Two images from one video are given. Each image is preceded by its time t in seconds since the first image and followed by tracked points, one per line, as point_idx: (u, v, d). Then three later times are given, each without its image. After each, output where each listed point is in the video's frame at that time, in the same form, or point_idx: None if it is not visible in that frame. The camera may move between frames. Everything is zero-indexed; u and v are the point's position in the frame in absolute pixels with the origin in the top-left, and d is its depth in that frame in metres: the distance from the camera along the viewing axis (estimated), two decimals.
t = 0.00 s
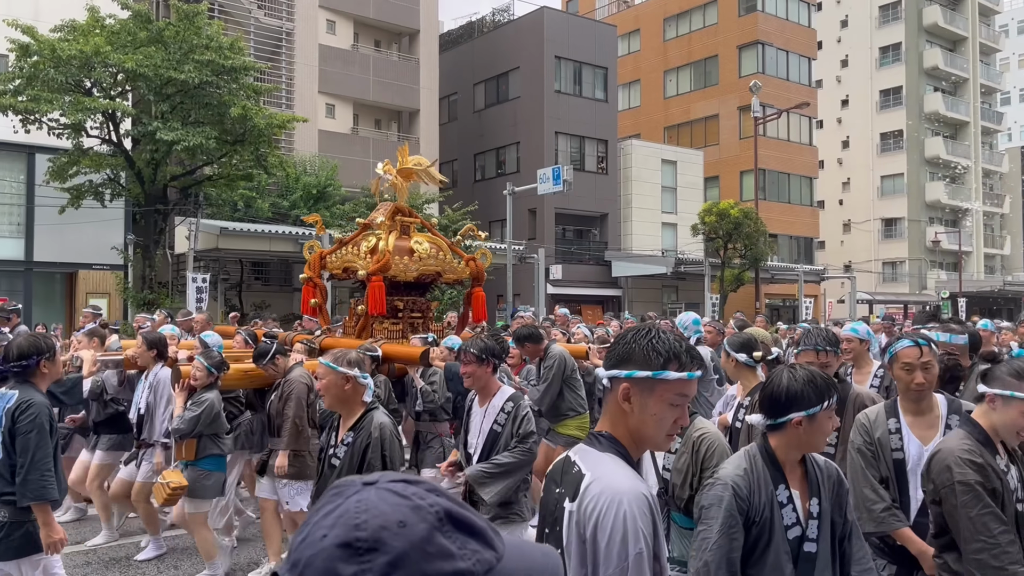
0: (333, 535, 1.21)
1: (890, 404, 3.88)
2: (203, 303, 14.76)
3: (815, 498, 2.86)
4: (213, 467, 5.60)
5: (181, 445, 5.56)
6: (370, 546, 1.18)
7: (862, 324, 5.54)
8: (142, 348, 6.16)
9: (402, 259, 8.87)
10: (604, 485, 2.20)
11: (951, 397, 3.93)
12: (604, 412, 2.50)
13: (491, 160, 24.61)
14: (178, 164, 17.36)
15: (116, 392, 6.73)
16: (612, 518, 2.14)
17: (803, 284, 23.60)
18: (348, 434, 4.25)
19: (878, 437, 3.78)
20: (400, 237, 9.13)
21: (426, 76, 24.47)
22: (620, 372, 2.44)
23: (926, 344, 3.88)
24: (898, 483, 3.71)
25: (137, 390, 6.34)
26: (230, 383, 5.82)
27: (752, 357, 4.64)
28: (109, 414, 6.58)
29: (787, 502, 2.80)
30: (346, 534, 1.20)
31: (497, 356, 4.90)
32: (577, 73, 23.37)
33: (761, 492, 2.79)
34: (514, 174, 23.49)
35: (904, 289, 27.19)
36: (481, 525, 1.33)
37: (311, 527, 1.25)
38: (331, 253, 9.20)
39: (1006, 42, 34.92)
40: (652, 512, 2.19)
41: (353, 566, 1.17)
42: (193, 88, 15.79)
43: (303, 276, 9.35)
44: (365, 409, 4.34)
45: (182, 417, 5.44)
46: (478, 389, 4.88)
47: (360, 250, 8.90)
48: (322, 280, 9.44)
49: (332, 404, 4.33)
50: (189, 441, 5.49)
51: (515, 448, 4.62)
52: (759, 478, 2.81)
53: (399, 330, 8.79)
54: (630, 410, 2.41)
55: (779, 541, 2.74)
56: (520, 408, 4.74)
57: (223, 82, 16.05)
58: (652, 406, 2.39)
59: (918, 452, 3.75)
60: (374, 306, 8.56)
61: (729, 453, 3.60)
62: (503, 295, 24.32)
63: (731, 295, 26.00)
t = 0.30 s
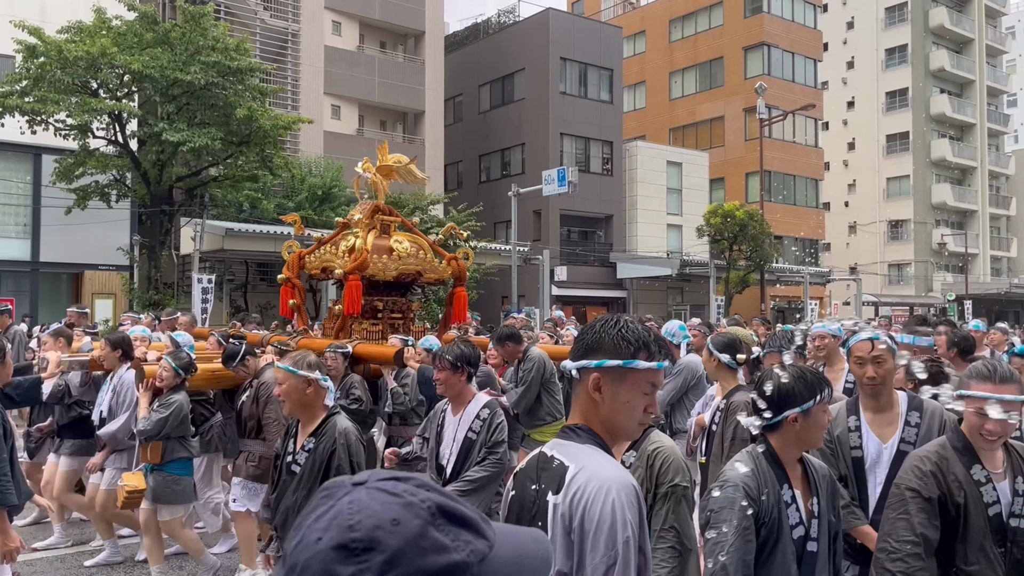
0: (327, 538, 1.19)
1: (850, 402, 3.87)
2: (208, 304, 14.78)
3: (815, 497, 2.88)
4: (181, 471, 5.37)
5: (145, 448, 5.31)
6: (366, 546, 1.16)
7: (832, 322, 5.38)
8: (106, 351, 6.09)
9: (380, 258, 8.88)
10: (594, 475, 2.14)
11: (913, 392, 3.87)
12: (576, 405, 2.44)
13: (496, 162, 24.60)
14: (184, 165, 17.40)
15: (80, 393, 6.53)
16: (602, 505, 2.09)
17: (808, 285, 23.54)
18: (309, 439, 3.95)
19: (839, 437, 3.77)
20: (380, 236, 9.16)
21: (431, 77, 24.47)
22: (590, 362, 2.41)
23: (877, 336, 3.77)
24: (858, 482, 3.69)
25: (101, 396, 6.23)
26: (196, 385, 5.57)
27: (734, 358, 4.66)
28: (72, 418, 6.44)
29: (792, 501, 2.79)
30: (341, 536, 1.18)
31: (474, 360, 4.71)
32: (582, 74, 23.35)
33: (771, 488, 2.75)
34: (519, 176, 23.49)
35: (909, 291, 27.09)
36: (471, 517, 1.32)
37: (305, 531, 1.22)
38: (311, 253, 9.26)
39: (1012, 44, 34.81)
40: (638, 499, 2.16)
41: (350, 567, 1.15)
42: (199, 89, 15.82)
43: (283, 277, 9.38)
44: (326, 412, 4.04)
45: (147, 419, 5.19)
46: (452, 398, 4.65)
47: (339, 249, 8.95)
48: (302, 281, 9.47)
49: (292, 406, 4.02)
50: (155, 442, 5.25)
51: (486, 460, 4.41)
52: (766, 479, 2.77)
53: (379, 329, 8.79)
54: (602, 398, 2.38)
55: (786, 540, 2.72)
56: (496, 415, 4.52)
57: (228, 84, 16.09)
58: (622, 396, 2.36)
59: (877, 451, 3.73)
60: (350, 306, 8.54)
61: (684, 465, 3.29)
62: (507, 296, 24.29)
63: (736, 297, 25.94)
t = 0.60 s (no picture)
0: (378, 548, 1.22)
1: (836, 411, 3.87)
2: (211, 306, 14.77)
3: (813, 507, 2.80)
4: (137, 474, 5.18)
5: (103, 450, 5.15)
6: (423, 549, 1.23)
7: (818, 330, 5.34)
8: (66, 348, 5.97)
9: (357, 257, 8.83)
10: (575, 477, 2.08)
11: (903, 405, 3.76)
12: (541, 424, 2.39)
13: (499, 163, 24.59)
14: (187, 166, 17.40)
15: (39, 391, 6.59)
16: (591, 504, 2.02)
17: (812, 288, 23.47)
18: (263, 448, 3.67)
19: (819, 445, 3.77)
20: (358, 234, 9.11)
21: (435, 79, 24.47)
22: (525, 377, 2.41)
23: (865, 343, 3.83)
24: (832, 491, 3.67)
25: (62, 392, 6.09)
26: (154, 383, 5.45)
27: (706, 365, 4.62)
28: (33, 417, 6.39)
29: (776, 504, 2.80)
30: (397, 544, 1.22)
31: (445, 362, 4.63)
32: (585, 76, 23.33)
33: (751, 491, 2.83)
34: (522, 177, 23.47)
35: (913, 294, 26.99)
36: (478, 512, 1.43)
37: (345, 540, 1.24)
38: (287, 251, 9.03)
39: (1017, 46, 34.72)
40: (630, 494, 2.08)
41: (410, 572, 1.20)
42: (203, 90, 15.82)
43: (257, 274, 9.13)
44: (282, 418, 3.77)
45: (102, 421, 5.03)
46: (424, 396, 4.58)
47: (315, 247, 8.85)
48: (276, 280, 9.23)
49: (252, 417, 3.73)
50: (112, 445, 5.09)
51: (471, 464, 4.31)
52: (751, 476, 2.87)
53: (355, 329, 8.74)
54: (550, 401, 2.32)
55: (762, 540, 2.77)
56: (470, 416, 4.45)
57: (232, 85, 16.07)
58: (569, 385, 2.29)
59: (856, 462, 3.68)
60: (326, 305, 8.48)
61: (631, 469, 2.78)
62: (510, 298, 24.24)
63: (739, 299, 25.90)
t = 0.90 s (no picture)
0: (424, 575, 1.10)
1: (826, 413, 3.87)
2: (213, 306, 14.75)
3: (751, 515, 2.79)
4: (88, 483, 5.07)
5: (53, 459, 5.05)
6: None
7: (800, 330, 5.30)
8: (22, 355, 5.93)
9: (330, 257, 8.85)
10: (565, 488, 2.01)
11: (893, 409, 3.77)
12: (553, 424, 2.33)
13: (502, 165, 24.58)
14: (190, 167, 17.41)
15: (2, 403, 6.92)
16: (579, 519, 1.96)
17: (815, 291, 23.41)
18: (229, 454, 3.75)
19: (804, 448, 3.81)
20: (333, 234, 9.14)
21: (438, 82, 24.50)
22: (540, 375, 2.35)
23: (855, 342, 3.80)
24: (819, 493, 3.71)
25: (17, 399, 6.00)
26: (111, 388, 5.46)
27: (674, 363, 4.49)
28: None
29: (715, 512, 2.87)
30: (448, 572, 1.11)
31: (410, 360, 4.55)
32: (588, 78, 23.35)
33: (691, 498, 2.97)
34: (524, 179, 23.47)
35: (915, 296, 26.93)
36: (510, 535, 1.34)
37: (385, 564, 1.12)
38: (262, 251, 9.17)
39: (1019, 50, 34.71)
40: (621, 508, 2.01)
41: None
42: (205, 91, 15.87)
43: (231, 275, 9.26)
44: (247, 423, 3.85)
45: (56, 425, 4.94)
46: (385, 396, 4.52)
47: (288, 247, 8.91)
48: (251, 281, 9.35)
49: (212, 423, 3.78)
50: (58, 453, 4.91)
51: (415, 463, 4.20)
52: (695, 488, 2.99)
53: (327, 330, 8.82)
54: (559, 401, 2.27)
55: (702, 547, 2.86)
56: (424, 417, 4.35)
57: (234, 86, 16.14)
58: (580, 393, 2.22)
59: (840, 466, 3.70)
60: (297, 305, 8.50)
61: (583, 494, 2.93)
62: (512, 300, 24.21)
63: (741, 302, 25.86)
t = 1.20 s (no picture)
0: None
1: (792, 424, 3.86)
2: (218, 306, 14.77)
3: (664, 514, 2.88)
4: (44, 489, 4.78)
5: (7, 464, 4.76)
6: None
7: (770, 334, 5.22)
8: None
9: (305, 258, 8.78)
10: (560, 488, 2.03)
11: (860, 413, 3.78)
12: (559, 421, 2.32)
13: (505, 167, 24.57)
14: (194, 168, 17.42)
15: None
16: (572, 517, 1.97)
17: (818, 293, 23.40)
18: (183, 453, 3.67)
19: (774, 460, 3.77)
20: (307, 233, 9.07)
21: (441, 83, 24.51)
22: (547, 375, 2.32)
23: (820, 349, 3.80)
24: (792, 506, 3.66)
25: None
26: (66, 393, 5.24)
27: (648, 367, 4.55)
28: None
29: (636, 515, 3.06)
30: None
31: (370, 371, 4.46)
32: (592, 80, 23.35)
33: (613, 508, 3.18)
34: (527, 181, 23.47)
35: (919, 299, 26.91)
36: None
37: None
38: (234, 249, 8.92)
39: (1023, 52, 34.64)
40: (615, 504, 2.02)
41: None
42: (209, 93, 15.93)
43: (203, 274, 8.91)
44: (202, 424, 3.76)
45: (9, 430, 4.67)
46: (343, 407, 4.44)
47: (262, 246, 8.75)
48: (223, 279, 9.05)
49: (164, 426, 3.69)
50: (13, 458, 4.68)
51: (378, 478, 4.19)
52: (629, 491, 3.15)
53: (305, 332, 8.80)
54: (571, 402, 2.25)
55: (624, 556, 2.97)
56: (385, 425, 4.30)
57: (239, 88, 16.20)
58: (590, 392, 2.21)
59: (811, 477, 3.67)
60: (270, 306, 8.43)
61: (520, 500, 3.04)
62: (515, 301, 24.21)
63: (744, 304, 25.86)
